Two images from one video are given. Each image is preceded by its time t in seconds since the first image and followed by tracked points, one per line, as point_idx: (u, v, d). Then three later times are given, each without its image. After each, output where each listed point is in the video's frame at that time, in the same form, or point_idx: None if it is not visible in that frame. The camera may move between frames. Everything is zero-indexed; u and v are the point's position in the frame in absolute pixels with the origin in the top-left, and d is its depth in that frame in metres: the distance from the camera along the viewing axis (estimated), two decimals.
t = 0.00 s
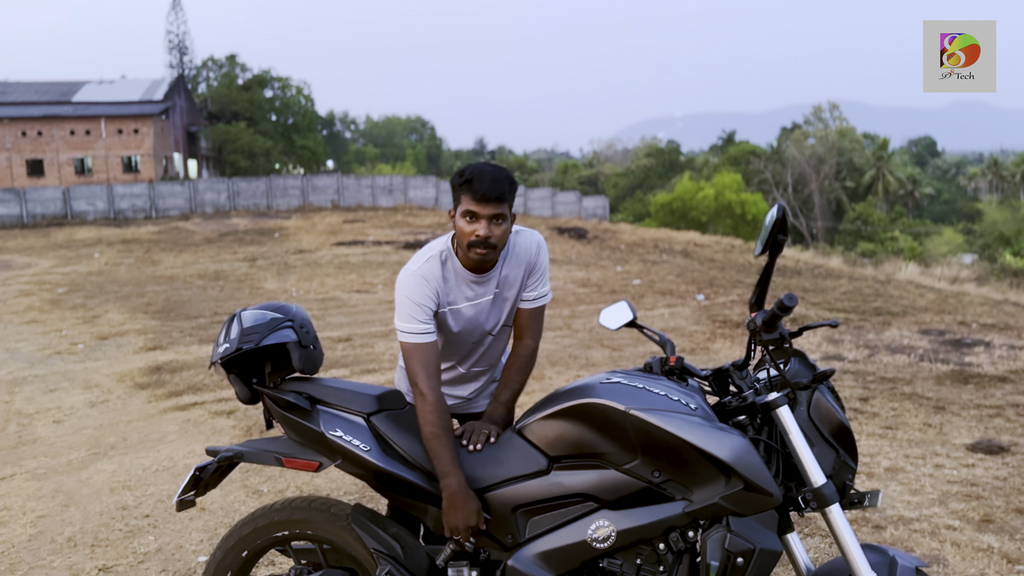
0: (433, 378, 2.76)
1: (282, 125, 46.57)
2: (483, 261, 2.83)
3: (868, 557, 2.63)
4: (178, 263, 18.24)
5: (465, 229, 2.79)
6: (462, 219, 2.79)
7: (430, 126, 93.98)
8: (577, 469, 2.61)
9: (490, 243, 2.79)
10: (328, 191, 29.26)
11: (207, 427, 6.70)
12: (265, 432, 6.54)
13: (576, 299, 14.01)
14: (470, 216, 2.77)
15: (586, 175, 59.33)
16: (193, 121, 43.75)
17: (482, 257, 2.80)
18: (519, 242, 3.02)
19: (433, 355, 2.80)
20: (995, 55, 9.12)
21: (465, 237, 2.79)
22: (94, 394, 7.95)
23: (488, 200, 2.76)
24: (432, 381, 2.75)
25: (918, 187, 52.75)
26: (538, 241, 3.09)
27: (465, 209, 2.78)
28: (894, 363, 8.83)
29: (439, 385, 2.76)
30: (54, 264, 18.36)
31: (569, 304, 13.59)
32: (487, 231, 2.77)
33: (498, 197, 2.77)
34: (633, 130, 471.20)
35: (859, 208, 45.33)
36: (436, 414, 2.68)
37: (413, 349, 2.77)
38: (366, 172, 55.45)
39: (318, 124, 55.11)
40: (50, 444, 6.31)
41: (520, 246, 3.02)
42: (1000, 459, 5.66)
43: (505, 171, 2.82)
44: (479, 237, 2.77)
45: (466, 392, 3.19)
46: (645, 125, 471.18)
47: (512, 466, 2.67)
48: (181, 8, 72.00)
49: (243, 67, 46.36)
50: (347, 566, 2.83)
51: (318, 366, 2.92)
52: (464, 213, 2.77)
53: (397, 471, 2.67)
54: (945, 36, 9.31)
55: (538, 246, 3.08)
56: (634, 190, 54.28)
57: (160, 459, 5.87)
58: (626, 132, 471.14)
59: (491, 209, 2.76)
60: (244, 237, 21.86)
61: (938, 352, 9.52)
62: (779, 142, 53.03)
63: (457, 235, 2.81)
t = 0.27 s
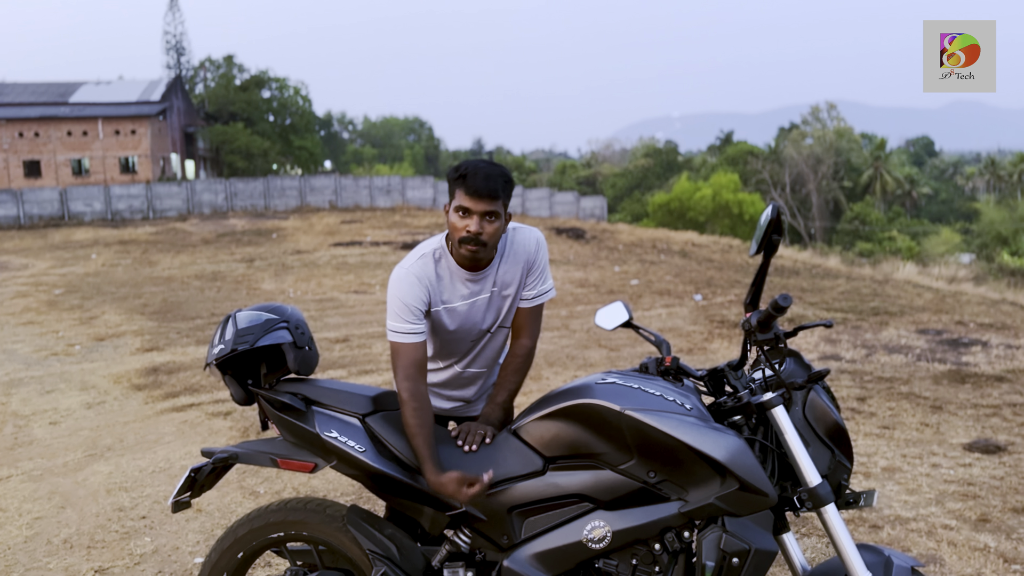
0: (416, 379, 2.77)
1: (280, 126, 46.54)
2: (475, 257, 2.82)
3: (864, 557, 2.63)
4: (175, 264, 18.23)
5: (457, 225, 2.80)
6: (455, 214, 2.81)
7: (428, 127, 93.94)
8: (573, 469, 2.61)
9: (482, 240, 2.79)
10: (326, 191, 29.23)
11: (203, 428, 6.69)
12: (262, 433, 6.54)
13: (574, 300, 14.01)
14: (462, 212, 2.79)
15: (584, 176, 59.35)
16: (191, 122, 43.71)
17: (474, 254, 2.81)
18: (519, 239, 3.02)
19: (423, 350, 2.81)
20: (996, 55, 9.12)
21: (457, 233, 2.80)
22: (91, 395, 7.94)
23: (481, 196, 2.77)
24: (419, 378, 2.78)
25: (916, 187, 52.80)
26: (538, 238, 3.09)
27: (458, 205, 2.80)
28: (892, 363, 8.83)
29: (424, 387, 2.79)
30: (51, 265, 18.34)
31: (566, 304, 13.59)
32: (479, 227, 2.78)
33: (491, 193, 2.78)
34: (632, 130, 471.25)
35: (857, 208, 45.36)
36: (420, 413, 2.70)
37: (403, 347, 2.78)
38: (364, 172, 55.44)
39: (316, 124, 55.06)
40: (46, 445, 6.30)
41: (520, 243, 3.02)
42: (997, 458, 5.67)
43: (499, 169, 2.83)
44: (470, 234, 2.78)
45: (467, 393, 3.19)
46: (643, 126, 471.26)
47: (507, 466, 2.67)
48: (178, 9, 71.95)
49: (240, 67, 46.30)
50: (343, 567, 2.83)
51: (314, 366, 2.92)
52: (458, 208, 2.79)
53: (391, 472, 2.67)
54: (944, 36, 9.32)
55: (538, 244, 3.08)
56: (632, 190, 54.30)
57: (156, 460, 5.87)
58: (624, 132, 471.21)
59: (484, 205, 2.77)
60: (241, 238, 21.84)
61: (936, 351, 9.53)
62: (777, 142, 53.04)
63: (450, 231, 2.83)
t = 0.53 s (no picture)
0: (419, 386, 2.75)
1: (278, 126, 46.53)
2: (472, 260, 2.82)
3: (859, 557, 2.64)
4: (173, 265, 18.22)
5: (452, 228, 2.79)
6: (450, 217, 2.78)
7: (426, 127, 93.91)
8: (569, 470, 2.61)
9: (478, 242, 2.78)
10: (324, 192, 29.22)
11: (201, 429, 6.69)
12: (260, 434, 6.54)
13: (572, 300, 14.01)
14: (456, 215, 2.77)
15: (582, 176, 59.35)
16: (189, 122, 43.67)
17: (471, 256, 2.79)
18: (515, 237, 3.02)
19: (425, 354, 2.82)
20: (996, 55, 9.13)
21: (453, 235, 2.79)
22: (88, 396, 7.93)
23: (475, 198, 2.75)
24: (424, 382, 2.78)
25: (914, 187, 52.84)
26: (535, 237, 3.10)
27: (452, 208, 2.77)
28: (890, 363, 8.84)
29: (428, 394, 2.77)
30: (48, 266, 18.33)
31: (565, 304, 13.59)
32: (475, 229, 2.77)
33: (485, 193, 2.76)
34: (630, 131, 471.30)
35: (855, 207, 45.39)
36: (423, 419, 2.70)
37: (405, 352, 2.78)
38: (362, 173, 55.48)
39: (314, 124, 55.00)
40: (43, 447, 6.29)
41: (516, 241, 3.02)
42: (994, 458, 5.67)
43: (492, 168, 2.81)
44: (467, 235, 2.77)
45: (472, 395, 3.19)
46: (642, 126, 471.33)
47: (505, 467, 2.66)
48: (176, 9, 71.90)
49: (238, 68, 46.27)
50: (340, 568, 2.82)
51: (311, 368, 2.92)
52: (452, 211, 2.77)
53: (388, 474, 2.67)
54: (945, 36, 9.33)
55: (534, 242, 3.08)
56: (630, 190, 54.31)
57: (154, 461, 5.86)
58: (622, 132, 471.30)
59: (480, 207, 2.76)
60: (239, 239, 21.85)
61: (934, 351, 9.54)
62: (775, 142, 53.06)
63: (446, 234, 2.81)
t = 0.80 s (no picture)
0: (418, 387, 2.75)
1: (277, 127, 46.51)
2: (469, 258, 2.81)
3: (859, 557, 2.64)
4: (172, 266, 18.22)
5: (448, 227, 2.78)
6: (445, 216, 2.79)
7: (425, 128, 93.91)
8: (569, 471, 2.61)
9: (476, 240, 2.78)
10: (323, 193, 29.22)
11: (201, 430, 6.69)
12: (259, 435, 6.54)
13: (571, 301, 14.01)
14: (452, 214, 2.77)
15: (581, 177, 59.37)
16: (187, 123, 43.66)
17: (468, 255, 2.79)
18: (512, 237, 3.03)
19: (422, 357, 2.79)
20: (996, 55, 9.15)
21: (450, 235, 2.78)
22: (87, 398, 7.92)
23: (470, 195, 2.76)
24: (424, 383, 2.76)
25: (913, 187, 52.86)
26: (533, 236, 3.10)
27: (447, 207, 2.77)
28: (888, 363, 8.85)
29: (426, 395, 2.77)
30: (47, 267, 18.31)
31: (564, 305, 13.59)
32: (471, 227, 2.77)
33: (479, 190, 2.77)
34: (629, 131, 471.33)
35: (854, 208, 45.41)
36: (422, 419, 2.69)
37: (402, 355, 2.77)
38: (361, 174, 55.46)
39: (313, 125, 55.00)
40: (42, 448, 6.29)
41: (514, 241, 3.03)
42: (993, 458, 5.67)
43: (485, 167, 2.82)
44: (464, 233, 2.77)
45: (473, 396, 3.19)
46: (641, 126, 471.39)
47: (504, 468, 2.67)
48: (175, 10, 71.84)
49: (237, 69, 46.26)
50: (338, 569, 2.82)
51: (311, 369, 2.91)
52: (447, 210, 2.77)
53: (388, 475, 2.67)
54: (945, 37, 9.35)
55: (532, 242, 3.09)
56: (630, 191, 54.33)
57: (153, 463, 5.86)
58: (621, 133, 471.23)
59: (476, 203, 2.76)
60: (238, 239, 21.84)
61: (933, 351, 9.54)
62: (774, 142, 53.08)
63: (442, 233, 2.80)
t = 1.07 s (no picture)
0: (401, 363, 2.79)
1: (276, 127, 46.50)
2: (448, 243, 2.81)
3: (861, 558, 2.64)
4: (172, 266, 18.22)
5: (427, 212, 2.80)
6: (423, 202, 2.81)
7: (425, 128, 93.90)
8: (570, 471, 2.61)
9: (452, 223, 2.77)
10: (323, 193, 29.23)
11: (201, 430, 6.69)
12: (260, 436, 6.54)
13: (571, 301, 14.01)
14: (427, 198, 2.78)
15: (580, 177, 59.39)
16: (187, 124, 43.64)
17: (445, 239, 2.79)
18: (505, 229, 2.96)
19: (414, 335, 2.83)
20: (996, 55, 9.15)
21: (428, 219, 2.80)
22: (87, 398, 7.92)
23: (443, 178, 2.75)
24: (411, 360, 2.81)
25: (912, 187, 52.88)
26: (533, 231, 3.03)
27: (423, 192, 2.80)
28: (888, 364, 8.85)
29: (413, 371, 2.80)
30: (47, 267, 18.30)
31: (564, 305, 13.59)
32: (444, 210, 2.76)
33: (449, 174, 2.75)
34: (628, 132, 471.41)
35: (854, 208, 45.44)
36: (414, 393, 2.75)
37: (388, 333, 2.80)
38: (360, 175, 55.48)
39: (313, 126, 55.00)
40: (43, 449, 6.29)
41: (507, 232, 2.96)
42: (994, 458, 5.68)
43: (459, 149, 2.80)
44: (437, 218, 2.77)
45: (475, 394, 3.13)
46: (640, 127, 471.44)
47: (505, 469, 2.66)
48: (174, 11, 71.76)
49: (237, 69, 46.26)
50: (340, 570, 2.82)
51: (312, 369, 2.91)
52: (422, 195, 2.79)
53: (389, 474, 2.66)
54: (945, 36, 9.35)
55: (532, 237, 3.02)
56: (629, 191, 54.35)
57: (154, 463, 5.86)
58: (621, 133, 471.29)
59: (448, 185, 2.75)
60: (238, 240, 21.84)
61: (933, 352, 9.54)
62: (773, 142, 53.10)
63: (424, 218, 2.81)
